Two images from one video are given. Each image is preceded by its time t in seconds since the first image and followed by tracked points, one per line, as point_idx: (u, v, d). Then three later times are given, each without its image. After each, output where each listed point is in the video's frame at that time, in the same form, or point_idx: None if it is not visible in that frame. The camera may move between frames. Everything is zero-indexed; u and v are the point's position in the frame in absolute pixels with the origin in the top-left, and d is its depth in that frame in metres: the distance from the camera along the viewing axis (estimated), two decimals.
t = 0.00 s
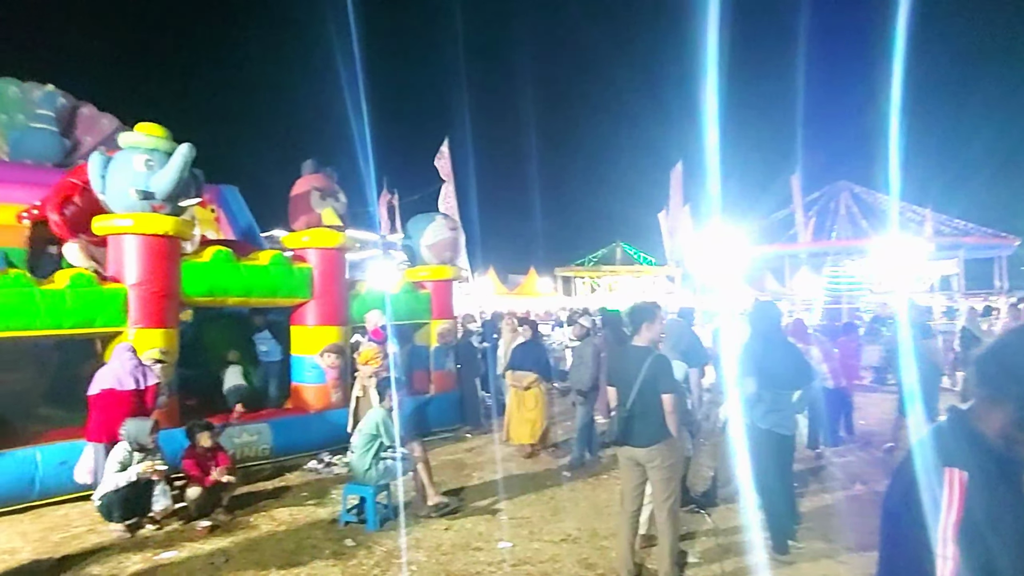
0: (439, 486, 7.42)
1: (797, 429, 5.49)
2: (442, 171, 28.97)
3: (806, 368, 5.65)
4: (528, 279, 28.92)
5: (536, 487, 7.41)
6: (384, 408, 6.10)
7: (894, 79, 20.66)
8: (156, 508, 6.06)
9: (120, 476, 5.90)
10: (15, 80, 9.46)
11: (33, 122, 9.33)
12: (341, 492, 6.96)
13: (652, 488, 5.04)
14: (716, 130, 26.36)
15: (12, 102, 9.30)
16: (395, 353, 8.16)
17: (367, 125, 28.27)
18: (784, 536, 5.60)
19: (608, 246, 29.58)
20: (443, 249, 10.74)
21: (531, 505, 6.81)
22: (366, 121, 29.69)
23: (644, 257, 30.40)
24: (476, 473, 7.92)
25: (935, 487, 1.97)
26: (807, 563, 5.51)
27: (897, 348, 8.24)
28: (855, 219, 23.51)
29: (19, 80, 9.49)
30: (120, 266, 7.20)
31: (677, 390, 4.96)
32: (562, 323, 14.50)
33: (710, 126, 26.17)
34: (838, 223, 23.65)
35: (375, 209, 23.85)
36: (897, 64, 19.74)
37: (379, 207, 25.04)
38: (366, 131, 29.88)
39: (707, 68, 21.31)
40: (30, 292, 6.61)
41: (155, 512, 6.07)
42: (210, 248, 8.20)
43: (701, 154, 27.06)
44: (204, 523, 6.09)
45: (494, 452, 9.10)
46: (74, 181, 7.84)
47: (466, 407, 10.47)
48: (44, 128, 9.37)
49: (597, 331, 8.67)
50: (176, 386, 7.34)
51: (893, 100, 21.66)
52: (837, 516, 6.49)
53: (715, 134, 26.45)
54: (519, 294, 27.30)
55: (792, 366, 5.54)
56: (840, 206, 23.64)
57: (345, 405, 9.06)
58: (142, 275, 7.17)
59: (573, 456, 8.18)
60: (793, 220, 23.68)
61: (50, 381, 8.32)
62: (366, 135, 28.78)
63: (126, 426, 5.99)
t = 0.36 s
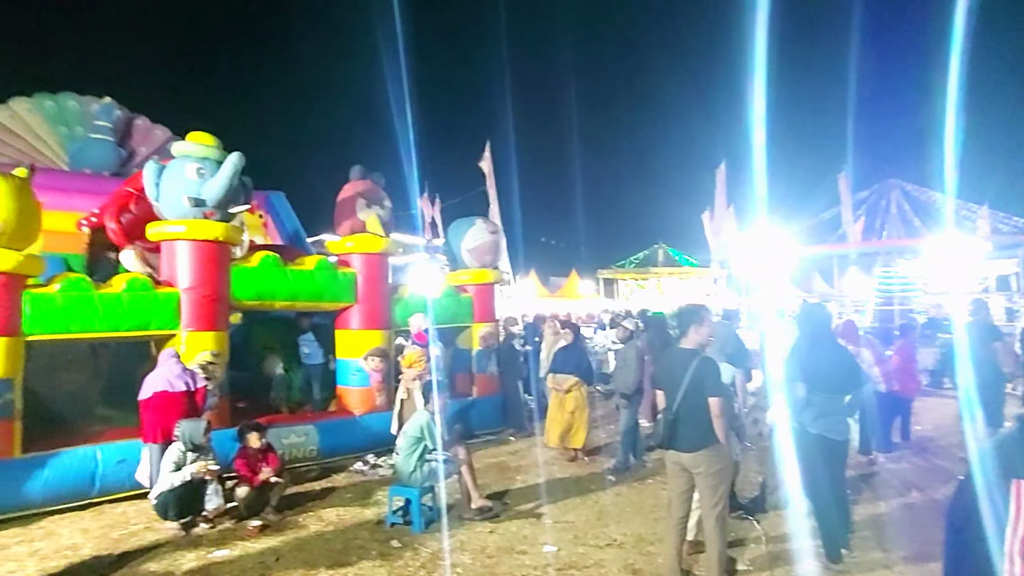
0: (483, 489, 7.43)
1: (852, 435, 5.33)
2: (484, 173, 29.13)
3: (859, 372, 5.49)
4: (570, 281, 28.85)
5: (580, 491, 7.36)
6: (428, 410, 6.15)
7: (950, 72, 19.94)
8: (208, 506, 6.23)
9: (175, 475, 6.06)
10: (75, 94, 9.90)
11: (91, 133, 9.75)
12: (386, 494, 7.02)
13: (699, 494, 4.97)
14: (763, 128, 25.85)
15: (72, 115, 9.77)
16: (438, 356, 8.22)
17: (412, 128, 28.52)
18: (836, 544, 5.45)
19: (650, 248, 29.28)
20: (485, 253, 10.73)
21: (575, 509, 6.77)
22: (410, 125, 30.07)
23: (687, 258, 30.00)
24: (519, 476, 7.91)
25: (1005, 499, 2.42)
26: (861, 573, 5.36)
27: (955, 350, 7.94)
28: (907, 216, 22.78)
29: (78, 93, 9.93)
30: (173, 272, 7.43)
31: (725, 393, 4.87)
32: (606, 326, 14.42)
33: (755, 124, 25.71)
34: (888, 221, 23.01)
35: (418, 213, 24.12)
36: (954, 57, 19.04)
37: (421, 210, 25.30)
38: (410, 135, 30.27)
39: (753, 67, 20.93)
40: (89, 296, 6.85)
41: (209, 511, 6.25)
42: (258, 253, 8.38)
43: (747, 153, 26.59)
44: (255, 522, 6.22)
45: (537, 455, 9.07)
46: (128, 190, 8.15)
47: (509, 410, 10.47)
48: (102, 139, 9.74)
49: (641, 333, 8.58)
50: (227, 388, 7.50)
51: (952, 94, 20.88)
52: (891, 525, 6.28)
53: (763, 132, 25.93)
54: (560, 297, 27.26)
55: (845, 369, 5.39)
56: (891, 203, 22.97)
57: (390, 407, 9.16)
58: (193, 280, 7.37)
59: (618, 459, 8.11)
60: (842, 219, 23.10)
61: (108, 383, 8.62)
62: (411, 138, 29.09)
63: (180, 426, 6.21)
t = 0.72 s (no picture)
0: (525, 493, 7.41)
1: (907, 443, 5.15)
2: (524, 178, 29.22)
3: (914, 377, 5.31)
4: (610, 284, 28.69)
5: (623, 497, 7.29)
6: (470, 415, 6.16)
7: (1007, 66, 19.19)
8: (257, 507, 6.37)
9: (224, 476, 6.18)
10: (127, 107, 10.21)
11: (143, 144, 10.06)
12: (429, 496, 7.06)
13: (747, 503, 4.88)
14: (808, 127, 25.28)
15: (125, 127, 10.06)
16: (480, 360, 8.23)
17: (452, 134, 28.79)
18: (889, 556, 5.28)
19: (692, 250, 28.90)
20: (526, 257, 10.76)
21: (618, 515, 6.70)
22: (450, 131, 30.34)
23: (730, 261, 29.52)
24: (562, 481, 7.87)
25: None
26: None
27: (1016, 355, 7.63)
28: (960, 216, 22.06)
29: (130, 106, 10.24)
30: (222, 277, 7.60)
31: (773, 399, 4.76)
32: (647, 329, 14.29)
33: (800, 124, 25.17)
34: (940, 221, 22.30)
35: (458, 217, 24.32)
36: (1010, 51, 18.31)
37: (461, 215, 25.46)
38: (450, 141, 30.54)
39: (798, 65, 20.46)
40: (143, 302, 7.05)
41: (256, 512, 6.38)
42: (303, 259, 8.53)
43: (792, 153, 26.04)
44: (301, 524, 6.31)
45: (579, 460, 9.01)
46: (179, 199, 8.37)
47: (551, 414, 10.45)
48: (153, 149, 10.05)
49: (685, 338, 8.46)
50: (274, 391, 7.64)
51: (1008, 90, 20.10)
52: (948, 537, 6.06)
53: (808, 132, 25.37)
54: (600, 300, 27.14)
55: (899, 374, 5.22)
56: (943, 203, 22.31)
57: (432, 410, 9.21)
58: (241, 285, 7.54)
59: (661, 465, 7.99)
60: (891, 219, 22.48)
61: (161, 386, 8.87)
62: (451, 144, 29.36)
63: (230, 428, 6.41)
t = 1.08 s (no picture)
0: (575, 499, 7.38)
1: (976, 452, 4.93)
2: (571, 183, 29.20)
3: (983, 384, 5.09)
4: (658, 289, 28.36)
5: (675, 504, 7.17)
6: (520, 419, 6.18)
7: None
8: (311, 508, 6.54)
9: (280, 478, 6.33)
10: (187, 119, 10.55)
11: (202, 155, 10.40)
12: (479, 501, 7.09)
13: (805, 513, 4.75)
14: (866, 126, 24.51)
15: (186, 139, 10.42)
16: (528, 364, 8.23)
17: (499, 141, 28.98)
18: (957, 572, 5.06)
19: (743, 254, 28.33)
20: (574, 262, 10.70)
21: (671, 523, 6.59)
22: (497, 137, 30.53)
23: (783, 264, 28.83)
24: (612, 488, 7.79)
25: None
26: None
27: None
28: None
29: (190, 118, 10.59)
30: (278, 284, 7.79)
31: (833, 406, 4.62)
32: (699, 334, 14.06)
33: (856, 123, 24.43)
34: (1007, 221, 21.23)
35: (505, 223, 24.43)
36: None
37: (508, 220, 25.54)
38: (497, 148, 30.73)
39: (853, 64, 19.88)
40: (203, 309, 7.29)
41: (311, 512, 6.55)
42: (355, 265, 8.69)
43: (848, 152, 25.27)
44: (354, 526, 6.42)
45: (629, 466, 8.92)
46: (237, 208, 8.62)
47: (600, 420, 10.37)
48: (212, 160, 10.39)
49: (737, 343, 8.30)
50: (326, 396, 7.80)
51: None
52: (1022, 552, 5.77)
53: (866, 131, 24.60)
54: (649, 305, 26.85)
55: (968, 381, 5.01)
56: (1010, 202, 21.27)
57: (481, 415, 9.25)
58: (296, 292, 7.73)
59: (713, 473, 7.84)
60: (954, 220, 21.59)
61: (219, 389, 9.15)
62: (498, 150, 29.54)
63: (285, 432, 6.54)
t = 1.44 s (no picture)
0: (619, 505, 7.32)
1: None
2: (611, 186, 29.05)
3: None
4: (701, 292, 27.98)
5: (720, 512, 7.04)
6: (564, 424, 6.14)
7: None
8: (355, 511, 6.60)
9: (326, 481, 6.41)
10: (236, 128, 10.83)
11: (250, 163, 10.66)
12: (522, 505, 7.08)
13: (857, 524, 4.62)
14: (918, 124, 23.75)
15: (234, 147, 10.69)
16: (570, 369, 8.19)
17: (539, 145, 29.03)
18: None
19: (788, 256, 27.73)
20: (617, 265, 10.66)
21: (716, 531, 6.48)
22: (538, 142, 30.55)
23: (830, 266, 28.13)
24: (655, 494, 7.70)
25: None
26: None
27: None
28: None
29: (239, 127, 10.86)
30: (323, 288, 7.92)
31: (886, 414, 4.48)
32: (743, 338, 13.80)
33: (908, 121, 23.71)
34: None
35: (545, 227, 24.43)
36: None
37: (549, 224, 25.52)
38: (538, 151, 30.76)
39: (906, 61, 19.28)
40: (251, 313, 7.45)
41: (356, 515, 6.60)
42: (397, 270, 8.77)
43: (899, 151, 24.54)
44: (398, 529, 6.47)
45: (672, 472, 8.80)
46: (283, 213, 8.78)
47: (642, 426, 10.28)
48: (259, 169, 10.63)
49: (783, 347, 8.12)
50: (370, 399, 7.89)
51: None
52: None
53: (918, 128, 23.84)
54: (691, 308, 26.52)
55: None
56: None
57: (522, 418, 9.25)
58: (340, 296, 7.84)
59: (760, 480, 7.67)
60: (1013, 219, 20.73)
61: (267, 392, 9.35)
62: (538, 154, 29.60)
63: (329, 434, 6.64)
